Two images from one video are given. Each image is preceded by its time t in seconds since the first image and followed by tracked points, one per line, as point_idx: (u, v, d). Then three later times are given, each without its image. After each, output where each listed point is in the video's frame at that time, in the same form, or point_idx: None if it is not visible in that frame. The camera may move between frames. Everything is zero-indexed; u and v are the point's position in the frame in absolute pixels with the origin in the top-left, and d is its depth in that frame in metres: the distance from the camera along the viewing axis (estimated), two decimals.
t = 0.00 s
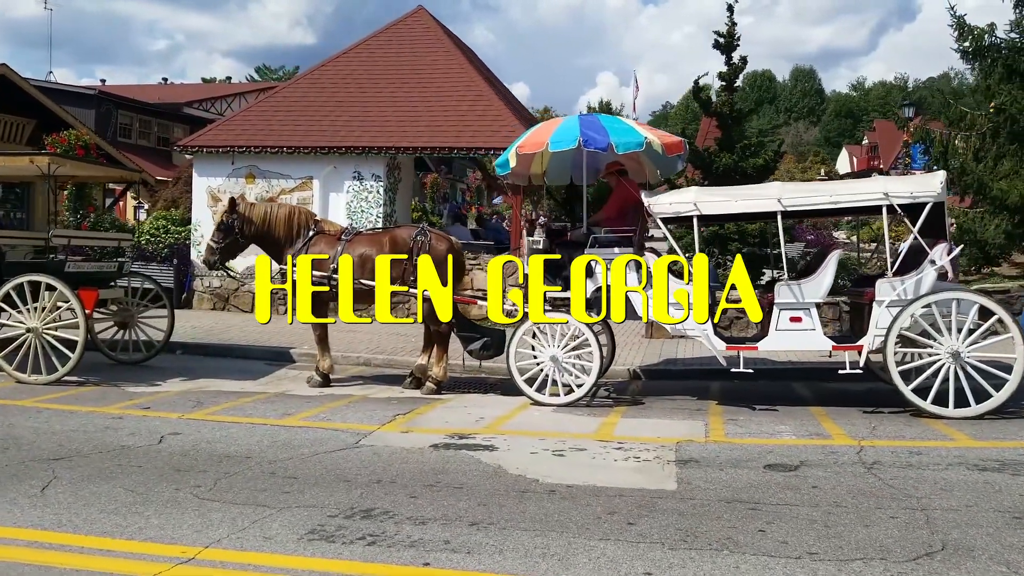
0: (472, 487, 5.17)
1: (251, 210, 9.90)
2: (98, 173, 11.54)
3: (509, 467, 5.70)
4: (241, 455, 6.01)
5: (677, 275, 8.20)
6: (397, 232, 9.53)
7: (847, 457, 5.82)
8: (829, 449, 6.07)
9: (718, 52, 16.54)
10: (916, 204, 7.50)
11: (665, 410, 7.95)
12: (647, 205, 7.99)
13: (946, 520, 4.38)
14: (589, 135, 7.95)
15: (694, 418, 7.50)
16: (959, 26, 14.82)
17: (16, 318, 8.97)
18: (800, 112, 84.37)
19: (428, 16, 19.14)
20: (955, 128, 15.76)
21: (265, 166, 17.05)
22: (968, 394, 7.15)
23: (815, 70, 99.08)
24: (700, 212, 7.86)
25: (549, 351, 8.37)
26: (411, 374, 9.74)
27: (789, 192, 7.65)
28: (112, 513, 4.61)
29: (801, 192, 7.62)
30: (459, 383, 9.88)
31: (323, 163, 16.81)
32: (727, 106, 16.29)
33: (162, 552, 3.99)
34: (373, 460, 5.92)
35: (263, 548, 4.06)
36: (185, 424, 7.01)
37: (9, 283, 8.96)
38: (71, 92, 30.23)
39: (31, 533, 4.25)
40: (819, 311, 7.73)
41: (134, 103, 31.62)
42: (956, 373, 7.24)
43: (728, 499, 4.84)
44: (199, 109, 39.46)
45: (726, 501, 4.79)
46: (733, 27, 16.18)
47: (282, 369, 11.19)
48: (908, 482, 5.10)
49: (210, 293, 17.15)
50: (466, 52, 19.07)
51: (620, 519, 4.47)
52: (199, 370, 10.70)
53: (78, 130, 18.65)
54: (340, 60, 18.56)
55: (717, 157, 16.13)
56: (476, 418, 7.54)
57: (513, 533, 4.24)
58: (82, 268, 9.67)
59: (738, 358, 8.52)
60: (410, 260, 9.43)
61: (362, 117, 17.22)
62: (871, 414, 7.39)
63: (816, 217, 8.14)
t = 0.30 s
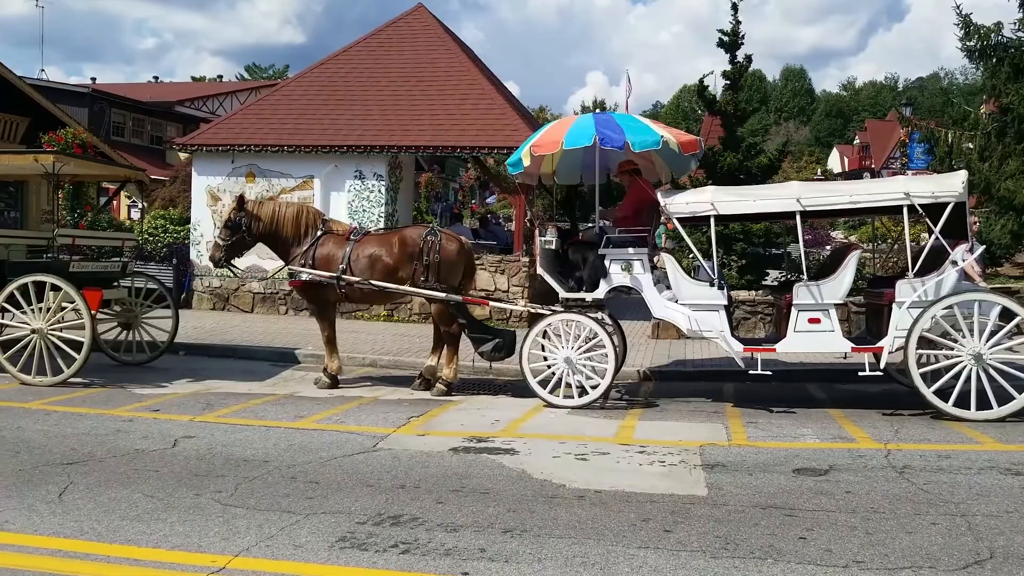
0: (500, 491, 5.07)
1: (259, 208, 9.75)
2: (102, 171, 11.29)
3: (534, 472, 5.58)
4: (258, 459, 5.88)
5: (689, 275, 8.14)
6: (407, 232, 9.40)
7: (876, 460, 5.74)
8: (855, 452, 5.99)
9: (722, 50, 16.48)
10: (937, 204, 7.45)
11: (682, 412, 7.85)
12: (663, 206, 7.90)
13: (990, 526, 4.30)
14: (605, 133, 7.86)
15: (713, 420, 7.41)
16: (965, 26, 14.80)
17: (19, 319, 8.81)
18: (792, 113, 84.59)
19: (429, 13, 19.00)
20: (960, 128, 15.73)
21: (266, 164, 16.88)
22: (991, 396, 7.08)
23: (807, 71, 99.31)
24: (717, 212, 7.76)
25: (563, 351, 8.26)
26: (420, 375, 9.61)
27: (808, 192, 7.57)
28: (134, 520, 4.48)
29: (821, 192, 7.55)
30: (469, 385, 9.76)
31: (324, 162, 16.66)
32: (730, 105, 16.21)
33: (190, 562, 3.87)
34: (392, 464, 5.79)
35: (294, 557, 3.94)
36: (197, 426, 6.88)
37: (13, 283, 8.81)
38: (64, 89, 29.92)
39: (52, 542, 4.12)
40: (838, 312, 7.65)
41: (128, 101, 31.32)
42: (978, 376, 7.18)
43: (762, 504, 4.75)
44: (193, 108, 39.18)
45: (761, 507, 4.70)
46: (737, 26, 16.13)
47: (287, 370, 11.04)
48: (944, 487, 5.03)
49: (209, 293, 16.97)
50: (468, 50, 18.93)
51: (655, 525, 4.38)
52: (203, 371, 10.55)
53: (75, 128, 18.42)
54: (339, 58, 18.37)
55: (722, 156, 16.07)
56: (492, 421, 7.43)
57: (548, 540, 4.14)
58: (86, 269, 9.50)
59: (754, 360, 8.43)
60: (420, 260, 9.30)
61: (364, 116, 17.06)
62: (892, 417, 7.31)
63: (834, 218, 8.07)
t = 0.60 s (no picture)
0: (535, 495, 5.02)
1: (275, 208, 9.70)
2: (114, 171, 11.17)
3: (565, 475, 5.51)
4: (285, 462, 5.82)
5: (710, 277, 8.10)
6: (424, 232, 9.35)
7: (908, 463, 5.71)
8: (886, 455, 5.95)
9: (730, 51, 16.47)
10: (960, 205, 7.43)
11: (704, 414, 7.81)
12: (685, 207, 7.86)
13: None
14: (627, 134, 7.85)
15: (736, 421, 7.37)
16: (973, 27, 14.82)
17: (33, 320, 8.73)
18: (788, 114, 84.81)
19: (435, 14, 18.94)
20: (967, 129, 15.75)
21: (273, 165, 16.82)
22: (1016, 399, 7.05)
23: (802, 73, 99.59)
24: (740, 213, 7.73)
25: (583, 353, 8.20)
26: (435, 377, 9.54)
27: (832, 193, 7.55)
28: (168, 525, 4.42)
29: (844, 193, 7.52)
30: (485, 387, 9.69)
31: (331, 162, 16.60)
32: (739, 105, 16.22)
33: (232, 568, 3.82)
34: (420, 467, 5.73)
35: (337, 563, 3.89)
36: (217, 429, 6.81)
37: (27, 284, 8.72)
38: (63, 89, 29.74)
39: (89, 548, 4.06)
40: (861, 314, 7.61)
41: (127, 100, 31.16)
42: (1002, 378, 7.14)
43: (802, 508, 4.71)
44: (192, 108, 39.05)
45: (801, 511, 4.66)
46: (746, 27, 16.12)
47: (299, 371, 10.97)
48: (981, 490, 5.00)
49: (215, 293, 16.88)
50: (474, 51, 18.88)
51: (697, 530, 4.34)
52: (216, 373, 10.47)
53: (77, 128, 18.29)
54: (345, 59, 18.32)
55: (730, 157, 16.05)
56: (514, 423, 7.37)
57: (592, 546, 4.09)
58: (100, 270, 9.43)
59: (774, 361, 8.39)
60: (436, 261, 9.26)
61: (370, 116, 17.01)
62: (917, 418, 7.28)
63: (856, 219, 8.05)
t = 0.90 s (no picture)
0: (566, 498, 4.99)
1: (289, 208, 9.70)
2: (126, 172, 11.08)
3: (593, 477, 5.46)
4: (309, 464, 5.78)
5: (728, 277, 8.08)
6: (439, 232, 9.33)
7: (937, 464, 5.68)
8: (913, 456, 5.93)
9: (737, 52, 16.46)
10: (982, 206, 7.42)
11: (723, 416, 7.78)
12: (704, 208, 7.85)
13: None
14: (647, 134, 7.84)
15: (757, 423, 7.34)
16: (981, 28, 14.83)
17: (45, 321, 8.65)
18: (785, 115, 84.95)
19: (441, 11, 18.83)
20: (973, 129, 15.77)
21: (279, 165, 16.77)
22: None
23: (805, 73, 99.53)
24: (760, 213, 7.70)
25: (598, 354, 8.11)
26: (450, 378, 9.50)
27: (852, 193, 7.52)
28: (200, 528, 4.37)
29: (865, 193, 7.50)
30: (499, 388, 9.65)
31: (338, 163, 16.55)
32: (747, 106, 16.20)
33: (271, 573, 3.77)
34: (447, 469, 5.69)
35: (376, 567, 3.85)
36: (237, 431, 6.76)
37: (40, 285, 8.64)
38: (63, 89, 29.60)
39: (125, 552, 4.02)
40: (881, 315, 7.59)
41: (127, 100, 31.06)
42: None
43: (837, 511, 4.68)
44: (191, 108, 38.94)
45: (837, 513, 4.63)
46: (753, 27, 16.11)
47: (311, 373, 10.92)
48: (1014, 491, 4.98)
49: (221, 294, 16.81)
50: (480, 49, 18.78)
51: (735, 534, 4.31)
52: (228, 374, 10.42)
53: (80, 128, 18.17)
54: (351, 57, 18.21)
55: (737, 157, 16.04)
56: (534, 424, 7.33)
57: (632, 549, 4.06)
58: (112, 271, 9.34)
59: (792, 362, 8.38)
60: (451, 261, 9.23)
61: (377, 117, 16.96)
62: (939, 420, 7.26)
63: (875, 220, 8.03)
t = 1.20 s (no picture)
0: (593, 502, 4.94)
1: (301, 208, 9.66)
2: (137, 172, 11.04)
3: (618, 481, 5.40)
4: (330, 468, 5.71)
5: (744, 278, 8.06)
6: (452, 233, 9.27)
7: (963, 468, 5.63)
8: (938, 459, 5.88)
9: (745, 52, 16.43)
10: (1002, 207, 7.38)
11: (740, 418, 7.72)
12: (721, 208, 7.81)
13: None
14: (664, 134, 7.81)
15: (775, 425, 7.28)
16: (990, 28, 14.79)
17: (56, 322, 8.58)
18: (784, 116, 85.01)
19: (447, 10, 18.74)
20: (980, 130, 15.73)
21: (285, 166, 16.71)
22: None
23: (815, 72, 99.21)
24: (778, 214, 7.66)
25: (613, 356, 8.05)
26: (461, 380, 9.41)
27: (871, 194, 7.48)
28: (227, 533, 4.31)
29: (884, 195, 7.46)
30: (512, 390, 9.56)
31: (344, 163, 16.50)
32: (755, 107, 16.20)
33: None
34: (469, 473, 5.63)
35: (408, 574, 3.79)
36: (253, 434, 6.69)
37: (50, 285, 8.56)
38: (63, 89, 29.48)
39: (154, 558, 3.96)
40: (900, 316, 7.54)
41: (127, 101, 30.97)
42: None
43: (868, 515, 4.63)
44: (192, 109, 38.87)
45: (869, 518, 4.59)
46: (761, 28, 16.08)
47: (321, 375, 10.84)
48: None
49: (227, 295, 16.73)
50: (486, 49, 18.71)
51: (768, 539, 4.26)
52: (237, 376, 10.36)
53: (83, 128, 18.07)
54: (356, 57, 18.13)
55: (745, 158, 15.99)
56: (552, 427, 7.28)
57: (667, 555, 4.02)
58: (122, 271, 9.26)
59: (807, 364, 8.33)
60: (464, 262, 9.18)
61: (383, 117, 16.91)
62: (959, 422, 7.21)
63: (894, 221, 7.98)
